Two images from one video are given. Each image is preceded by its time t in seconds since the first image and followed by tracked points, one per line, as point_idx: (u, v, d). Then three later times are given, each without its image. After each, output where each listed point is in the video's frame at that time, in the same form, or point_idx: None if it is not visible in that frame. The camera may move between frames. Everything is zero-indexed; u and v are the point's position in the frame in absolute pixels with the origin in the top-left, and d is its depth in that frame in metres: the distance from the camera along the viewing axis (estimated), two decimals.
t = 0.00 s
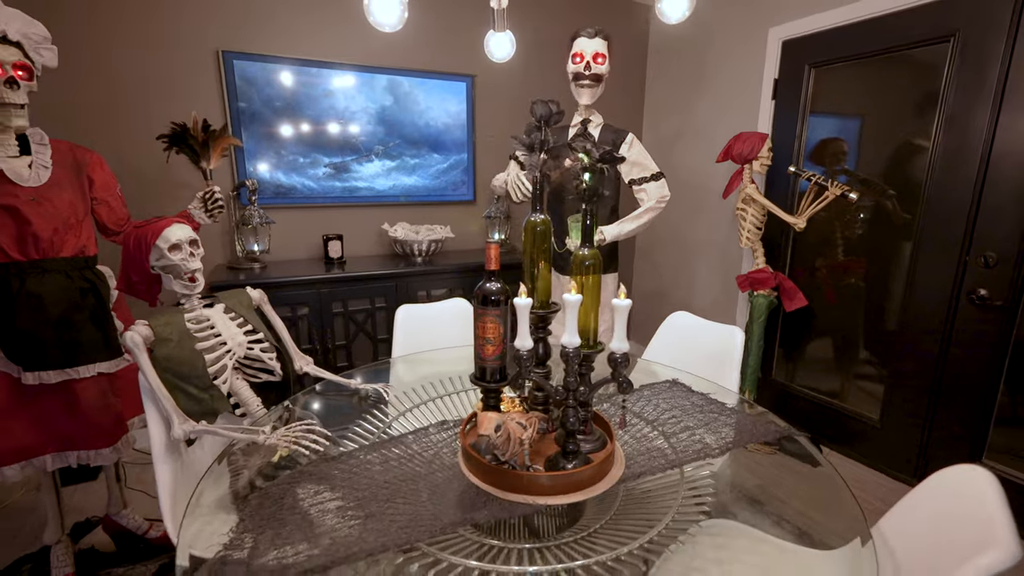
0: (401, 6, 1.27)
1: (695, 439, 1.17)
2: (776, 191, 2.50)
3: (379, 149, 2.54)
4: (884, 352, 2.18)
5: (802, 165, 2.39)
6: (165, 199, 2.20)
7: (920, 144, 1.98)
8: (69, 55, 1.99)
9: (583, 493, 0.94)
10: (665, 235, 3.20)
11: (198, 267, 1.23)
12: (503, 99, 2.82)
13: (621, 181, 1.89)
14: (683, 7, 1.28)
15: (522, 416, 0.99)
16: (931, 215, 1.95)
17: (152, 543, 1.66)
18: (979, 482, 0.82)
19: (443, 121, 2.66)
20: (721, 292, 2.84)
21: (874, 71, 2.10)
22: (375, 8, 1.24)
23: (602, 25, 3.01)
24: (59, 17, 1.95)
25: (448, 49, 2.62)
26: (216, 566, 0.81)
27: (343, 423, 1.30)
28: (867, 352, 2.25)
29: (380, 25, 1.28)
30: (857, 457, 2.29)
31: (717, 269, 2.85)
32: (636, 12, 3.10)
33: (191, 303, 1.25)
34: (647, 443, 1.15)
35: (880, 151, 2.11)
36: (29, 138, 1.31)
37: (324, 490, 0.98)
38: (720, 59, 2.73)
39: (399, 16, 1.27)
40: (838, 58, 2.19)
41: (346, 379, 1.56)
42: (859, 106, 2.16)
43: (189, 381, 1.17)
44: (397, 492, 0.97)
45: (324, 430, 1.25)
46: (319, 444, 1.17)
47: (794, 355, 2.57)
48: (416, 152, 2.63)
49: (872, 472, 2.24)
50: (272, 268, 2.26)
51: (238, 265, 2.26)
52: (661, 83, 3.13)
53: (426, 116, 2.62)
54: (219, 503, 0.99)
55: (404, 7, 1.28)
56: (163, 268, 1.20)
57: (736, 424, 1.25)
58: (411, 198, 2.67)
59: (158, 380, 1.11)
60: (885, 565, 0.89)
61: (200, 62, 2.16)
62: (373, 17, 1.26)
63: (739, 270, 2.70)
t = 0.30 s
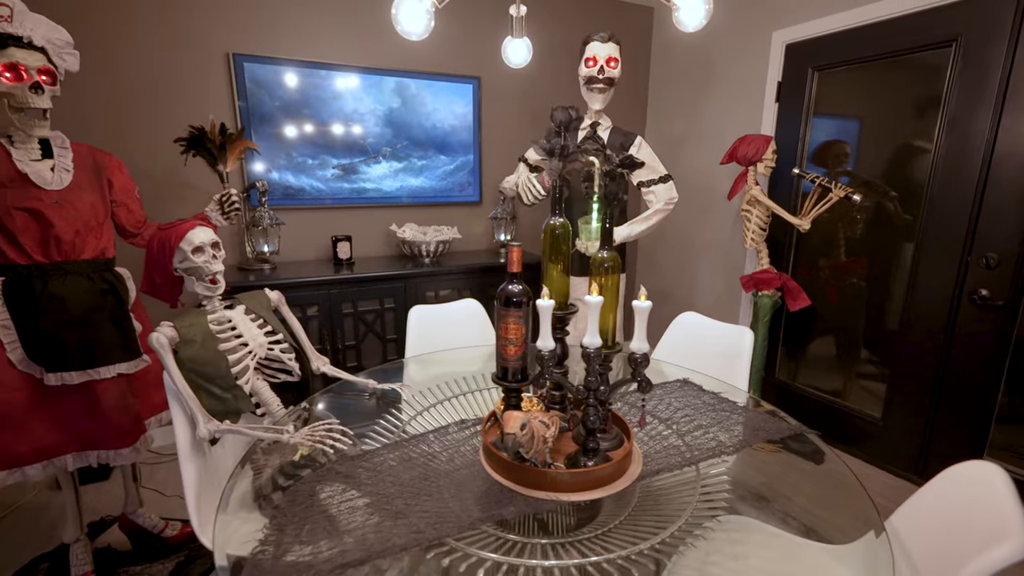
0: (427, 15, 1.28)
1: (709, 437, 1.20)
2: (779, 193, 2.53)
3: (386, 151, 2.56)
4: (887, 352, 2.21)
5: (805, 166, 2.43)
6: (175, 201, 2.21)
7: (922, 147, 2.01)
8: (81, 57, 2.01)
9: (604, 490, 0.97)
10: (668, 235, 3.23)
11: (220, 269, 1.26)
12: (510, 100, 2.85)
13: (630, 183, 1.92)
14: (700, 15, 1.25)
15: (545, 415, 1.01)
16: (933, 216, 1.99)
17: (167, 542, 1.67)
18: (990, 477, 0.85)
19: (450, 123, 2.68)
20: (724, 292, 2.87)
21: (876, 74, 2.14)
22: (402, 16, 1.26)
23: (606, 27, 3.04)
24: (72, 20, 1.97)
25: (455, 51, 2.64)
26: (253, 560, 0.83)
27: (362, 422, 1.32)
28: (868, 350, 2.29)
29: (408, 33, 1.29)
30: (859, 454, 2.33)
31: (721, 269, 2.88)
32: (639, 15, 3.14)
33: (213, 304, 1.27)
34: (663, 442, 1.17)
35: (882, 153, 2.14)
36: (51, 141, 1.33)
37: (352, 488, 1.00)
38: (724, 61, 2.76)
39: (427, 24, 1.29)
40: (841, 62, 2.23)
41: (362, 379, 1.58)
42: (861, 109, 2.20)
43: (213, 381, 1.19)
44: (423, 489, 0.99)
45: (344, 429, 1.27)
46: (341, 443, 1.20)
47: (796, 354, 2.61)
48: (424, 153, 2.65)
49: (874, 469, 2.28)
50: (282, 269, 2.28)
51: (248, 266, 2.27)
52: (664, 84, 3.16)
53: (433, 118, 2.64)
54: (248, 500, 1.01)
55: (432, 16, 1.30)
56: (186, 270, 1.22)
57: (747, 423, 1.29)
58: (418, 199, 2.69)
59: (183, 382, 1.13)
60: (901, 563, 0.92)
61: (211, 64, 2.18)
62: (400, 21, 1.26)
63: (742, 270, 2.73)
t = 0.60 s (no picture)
0: (452, 26, 1.24)
1: (724, 440, 1.22)
2: (783, 196, 2.56)
3: (393, 154, 2.57)
4: (891, 354, 2.23)
5: (809, 170, 2.45)
6: (184, 204, 2.23)
7: (925, 151, 2.04)
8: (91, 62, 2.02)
9: (625, 492, 0.99)
10: (672, 237, 3.25)
11: (238, 275, 1.27)
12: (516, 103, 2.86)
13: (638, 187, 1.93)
14: (718, 25, 1.26)
15: (563, 420, 1.04)
16: (937, 220, 2.01)
17: (181, 544, 1.68)
18: (1006, 481, 0.87)
19: (456, 126, 2.69)
20: (728, 293, 2.90)
21: (880, 79, 2.16)
22: (426, 28, 1.23)
23: (611, 30, 3.05)
24: (82, 25, 1.98)
25: (461, 55, 2.66)
26: (285, 563, 0.84)
27: (381, 424, 1.34)
28: (872, 351, 2.31)
29: (431, 45, 1.27)
30: (863, 454, 2.35)
31: (724, 271, 2.90)
32: (643, 18, 3.16)
33: (231, 309, 1.28)
34: (680, 445, 1.20)
35: (886, 157, 2.16)
36: (68, 147, 1.34)
37: (377, 492, 1.02)
38: (728, 65, 2.78)
39: (451, 36, 1.25)
40: (845, 66, 2.25)
41: (378, 382, 1.60)
42: (865, 113, 2.22)
43: (234, 386, 1.20)
44: (446, 493, 1.00)
45: (365, 432, 1.29)
46: (363, 446, 1.21)
47: (800, 355, 2.63)
48: (430, 156, 2.67)
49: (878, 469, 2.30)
50: (291, 272, 2.29)
51: (257, 268, 2.28)
52: (668, 87, 3.18)
53: (440, 121, 2.65)
54: (273, 503, 1.03)
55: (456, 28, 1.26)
56: (206, 276, 1.23)
57: (760, 425, 1.31)
58: (425, 202, 2.70)
59: (204, 387, 1.14)
60: (916, 562, 0.95)
61: (220, 68, 2.20)
62: (423, 33, 1.24)
63: (746, 272, 2.75)
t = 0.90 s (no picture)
0: (479, 27, 1.24)
1: (744, 442, 1.23)
2: (791, 196, 2.57)
3: (402, 154, 2.57)
4: (900, 354, 2.23)
5: (817, 170, 2.46)
6: (194, 205, 2.22)
7: (935, 152, 2.04)
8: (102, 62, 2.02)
9: (650, 494, 0.99)
10: (678, 237, 3.26)
11: (257, 276, 1.27)
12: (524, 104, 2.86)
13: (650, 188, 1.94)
14: (741, 26, 1.26)
15: (590, 422, 1.03)
16: (946, 220, 2.02)
17: (194, 546, 1.67)
18: None
19: (463, 126, 2.69)
20: (734, 293, 2.90)
21: (889, 79, 2.17)
22: (453, 30, 1.23)
23: (618, 31, 3.06)
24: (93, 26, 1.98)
25: (469, 55, 2.66)
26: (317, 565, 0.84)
27: (401, 425, 1.35)
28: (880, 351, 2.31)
29: (457, 47, 1.27)
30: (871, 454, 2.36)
31: (731, 271, 2.91)
32: (650, 18, 3.16)
33: (250, 311, 1.28)
34: (701, 448, 1.20)
35: (895, 158, 2.17)
36: (86, 149, 1.34)
37: (403, 495, 1.01)
38: (735, 66, 2.79)
39: (477, 37, 1.25)
40: (854, 67, 2.25)
41: (394, 383, 1.60)
42: (874, 114, 2.22)
43: (254, 388, 1.20)
44: (472, 494, 1.01)
45: (386, 434, 1.29)
46: (385, 448, 1.21)
47: (808, 355, 2.63)
48: (438, 156, 2.67)
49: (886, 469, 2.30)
50: (300, 273, 2.29)
51: (266, 269, 2.28)
52: (675, 88, 3.19)
53: (448, 121, 2.65)
54: (298, 506, 1.02)
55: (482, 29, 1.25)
56: (225, 277, 1.23)
57: (778, 426, 1.32)
58: (433, 203, 2.70)
59: (224, 390, 1.14)
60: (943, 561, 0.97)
61: (230, 69, 2.20)
62: (450, 33, 1.23)
63: (753, 272, 2.76)
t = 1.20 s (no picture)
0: (504, 29, 1.24)
1: (763, 443, 1.24)
2: (798, 197, 2.58)
3: (409, 155, 2.57)
4: (908, 354, 2.24)
5: (824, 171, 2.46)
6: (202, 205, 2.22)
7: (943, 153, 2.05)
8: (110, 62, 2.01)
9: (676, 495, 0.99)
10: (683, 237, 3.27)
11: (274, 278, 1.27)
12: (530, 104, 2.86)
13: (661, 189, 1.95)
14: (763, 28, 1.26)
15: (613, 423, 1.03)
16: (954, 221, 2.02)
17: (206, 548, 1.67)
18: None
19: (470, 127, 2.69)
20: (740, 294, 2.91)
21: (896, 80, 2.17)
22: (479, 31, 1.23)
23: (623, 31, 3.06)
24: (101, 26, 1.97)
25: (476, 55, 2.65)
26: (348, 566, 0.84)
27: (420, 427, 1.34)
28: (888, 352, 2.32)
29: (483, 48, 1.26)
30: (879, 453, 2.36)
31: (737, 271, 2.92)
32: (655, 19, 3.17)
33: (267, 312, 1.28)
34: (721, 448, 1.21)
35: (902, 158, 2.18)
36: (100, 150, 1.33)
37: (426, 497, 1.01)
38: (741, 67, 2.80)
39: (502, 39, 1.25)
40: (861, 68, 2.26)
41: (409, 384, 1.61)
42: (882, 115, 2.23)
43: (274, 390, 1.20)
44: (497, 497, 1.01)
45: (406, 435, 1.29)
46: (406, 450, 1.21)
47: (815, 355, 2.65)
48: (445, 157, 2.66)
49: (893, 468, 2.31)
50: (309, 274, 2.29)
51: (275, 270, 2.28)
52: (680, 88, 3.19)
53: (455, 122, 2.65)
54: (321, 509, 1.02)
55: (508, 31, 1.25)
56: (243, 279, 1.23)
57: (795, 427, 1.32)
58: (440, 203, 2.70)
59: (244, 392, 1.13)
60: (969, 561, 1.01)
61: (237, 69, 2.19)
62: (477, 34, 1.23)
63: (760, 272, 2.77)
